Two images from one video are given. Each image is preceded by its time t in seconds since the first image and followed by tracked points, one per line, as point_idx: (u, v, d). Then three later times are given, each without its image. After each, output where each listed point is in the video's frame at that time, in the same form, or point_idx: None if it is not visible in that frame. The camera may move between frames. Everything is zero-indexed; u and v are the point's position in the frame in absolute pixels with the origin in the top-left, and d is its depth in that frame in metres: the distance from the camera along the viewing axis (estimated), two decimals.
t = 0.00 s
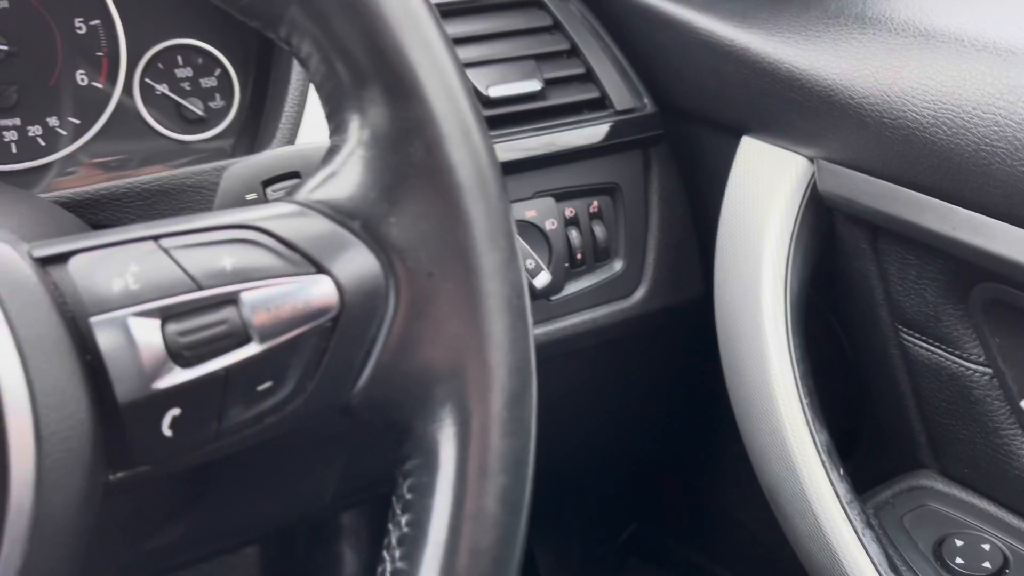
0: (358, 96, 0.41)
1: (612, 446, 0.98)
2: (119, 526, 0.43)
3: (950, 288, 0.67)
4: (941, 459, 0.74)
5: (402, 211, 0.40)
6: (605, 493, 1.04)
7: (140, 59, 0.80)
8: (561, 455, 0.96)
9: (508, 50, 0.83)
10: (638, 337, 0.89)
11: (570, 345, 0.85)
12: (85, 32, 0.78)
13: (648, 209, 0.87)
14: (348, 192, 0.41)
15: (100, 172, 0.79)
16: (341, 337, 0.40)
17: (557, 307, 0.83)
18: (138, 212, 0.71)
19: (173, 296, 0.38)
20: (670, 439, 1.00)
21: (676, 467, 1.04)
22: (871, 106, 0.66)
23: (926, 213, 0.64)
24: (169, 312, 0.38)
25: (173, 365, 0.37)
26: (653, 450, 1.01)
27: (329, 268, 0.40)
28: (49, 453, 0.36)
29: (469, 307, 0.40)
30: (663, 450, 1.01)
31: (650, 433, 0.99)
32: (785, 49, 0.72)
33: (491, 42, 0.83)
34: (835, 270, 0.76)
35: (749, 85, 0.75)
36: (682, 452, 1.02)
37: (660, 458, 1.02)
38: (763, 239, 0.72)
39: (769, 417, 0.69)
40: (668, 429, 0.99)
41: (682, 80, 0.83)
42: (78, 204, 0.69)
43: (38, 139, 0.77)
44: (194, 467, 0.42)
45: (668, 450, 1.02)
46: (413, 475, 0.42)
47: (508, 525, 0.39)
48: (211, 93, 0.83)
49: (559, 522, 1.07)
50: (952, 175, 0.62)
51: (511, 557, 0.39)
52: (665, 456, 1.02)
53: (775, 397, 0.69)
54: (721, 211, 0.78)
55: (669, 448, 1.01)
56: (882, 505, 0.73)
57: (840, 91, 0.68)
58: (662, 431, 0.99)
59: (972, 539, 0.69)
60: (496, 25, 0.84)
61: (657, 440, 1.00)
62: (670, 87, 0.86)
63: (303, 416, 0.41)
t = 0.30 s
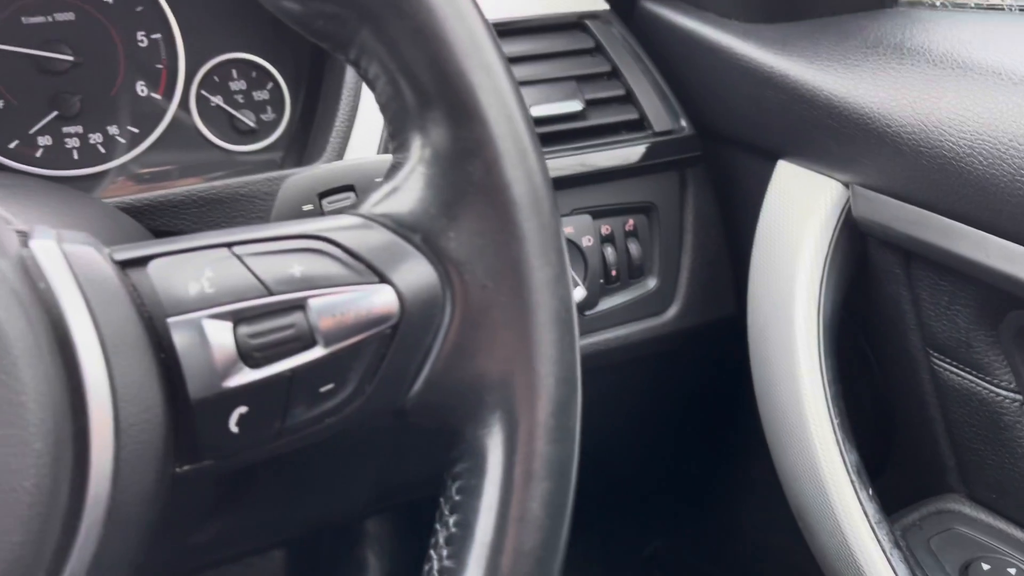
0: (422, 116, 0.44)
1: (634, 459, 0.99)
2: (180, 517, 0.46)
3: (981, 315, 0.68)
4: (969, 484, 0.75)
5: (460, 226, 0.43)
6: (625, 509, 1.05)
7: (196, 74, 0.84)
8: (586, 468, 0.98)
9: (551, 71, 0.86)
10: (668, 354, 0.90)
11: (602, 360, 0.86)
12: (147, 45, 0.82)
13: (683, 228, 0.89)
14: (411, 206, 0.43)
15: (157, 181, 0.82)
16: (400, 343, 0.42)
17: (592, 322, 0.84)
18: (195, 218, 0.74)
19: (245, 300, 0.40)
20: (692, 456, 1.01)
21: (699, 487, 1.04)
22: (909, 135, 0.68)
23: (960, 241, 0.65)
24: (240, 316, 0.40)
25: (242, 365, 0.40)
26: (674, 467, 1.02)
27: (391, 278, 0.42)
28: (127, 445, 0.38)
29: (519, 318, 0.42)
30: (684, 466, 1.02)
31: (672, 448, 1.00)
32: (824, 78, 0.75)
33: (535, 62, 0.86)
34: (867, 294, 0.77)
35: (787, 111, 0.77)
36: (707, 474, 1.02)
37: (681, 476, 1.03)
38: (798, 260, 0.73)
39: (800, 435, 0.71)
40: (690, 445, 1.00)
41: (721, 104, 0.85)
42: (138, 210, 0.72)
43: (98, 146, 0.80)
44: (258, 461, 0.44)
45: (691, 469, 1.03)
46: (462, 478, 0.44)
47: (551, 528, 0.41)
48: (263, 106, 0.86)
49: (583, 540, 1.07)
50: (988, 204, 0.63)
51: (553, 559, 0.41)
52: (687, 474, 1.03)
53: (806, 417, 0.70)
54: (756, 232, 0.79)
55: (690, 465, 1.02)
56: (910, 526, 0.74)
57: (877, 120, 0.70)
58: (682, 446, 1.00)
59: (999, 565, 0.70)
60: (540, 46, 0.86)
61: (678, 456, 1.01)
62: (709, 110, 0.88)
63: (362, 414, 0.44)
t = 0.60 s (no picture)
0: (478, 137, 0.46)
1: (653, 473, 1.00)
2: (228, 514, 0.47)
3: (1012, 341, 0.69)
4: (996, 509, 0.75)
5: (512, 241, 0.44)
6: (642, 524, 1.06)
7: (247, 88, 0.86)
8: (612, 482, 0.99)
9: (589, 92, 0.88)
10: (697, 372, 0.91)
11: (632, 376, 0.87)
12: (201, 58, 0.85)
13: (716, 248, 0.90)
14: (465, 221, 0.45)
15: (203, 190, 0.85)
16: (452, 352, 0.44)
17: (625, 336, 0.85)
18: (243, 226, 0.77)
19: (308, 307, 0.42)
20: (710, 473, 1.03)
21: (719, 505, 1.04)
22: (944, 163, 0.69)
23: (993, 268, 0.66)
24: (303, 321, 0.42)
25: (303, 368, 0.42)
26: (695, 480, 1.03)
27: (444, 289, 0.44)
28: (191, 441, 0.39)
29: (566, 331, 0.43)
30: (698, 479, 1.04)
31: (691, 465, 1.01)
32: (861, 105, 0.76)
33: (574, 83, 0.88)
34: (897, 318, 0.78)
35: (822, 135, 0.79)
36: (724, 493, 1.03)
37: (698, 492, 1.04)
38: (832, 283, 0.74)
39: (830, 455, 0.72)
40: (711, 461, 1.02)
41: (757, 128, 0.87)
42: (190, 217, 0.76)
43: (150, 155, 0.84)
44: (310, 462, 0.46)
45: (708, 486, 1.04)
46: (506, 483, 0.45)
47: (591, 534, 0.43)
48: (310, 119, 0.88)
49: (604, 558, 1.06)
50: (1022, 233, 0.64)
51: (592, 564, 0.42)
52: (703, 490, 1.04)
53: (836, 437, 0.72)
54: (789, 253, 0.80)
55: (706, 480, 1.03)
56: (938, 548, 0.75)
57: (913, 147, 0.71)
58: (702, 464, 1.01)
59: None
60: (580, 67, 0.88)
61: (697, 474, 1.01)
62: (744, 133, 0.89)
63: (411, 419, 0.45)
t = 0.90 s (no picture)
0: (523, 153, 0.47)
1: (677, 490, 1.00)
2: (267, 514, 0.49)
3: None
4: None
5: (555, 254, 0.46)
6: (664, 542, 1.06)
7: (288, 101, 0.89)
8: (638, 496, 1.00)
9: (623, 111, 0.89)
10: (725, 389, 0.91)
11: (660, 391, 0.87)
12: (245, 70, 0.87)
13: (746, 267, 0.91)
14: (509, 233, 0.47)
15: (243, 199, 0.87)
16: (494, 360, 0.45)
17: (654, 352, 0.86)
18: (281, 234, 0.79)
19: (357, 313, 0.44)
20: (736, 493, 1.03)
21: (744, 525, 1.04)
22: (978, 187, 0.70)
23: None
24: (352, 327, 0.43)
25: (350, 371, 0.43)
26: (722, 498, 1.04)
27: (488, 298, 0.45)
28: (242, 442, 0.41)
29: (605, 342, 0.44)
30: (725, 498, 1.04)
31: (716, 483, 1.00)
32: (894, 128, 0.77)
33: (608, 101, 0.89)
34: (928, 341, 0.78)
35: (855, 157, 0.79)
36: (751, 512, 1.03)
37: (725, 511, 1.04)
38: (862, 304, 0.75)
39: (858, 475, 0.72)
40: (738, 478, 1.02)
41: (789, 148, 0.88)
42: (232, 226, 0.78)
43: (194, 163, 0.86)
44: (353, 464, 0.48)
45: (735, 506, 1.04)
46: (543, 490, 0.46)
47: (626, 542, 0.43)
48: (349, 131, 0.90)
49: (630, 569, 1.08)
50: None
51: (626, 572, 0.43)
52: (729, 509, 1.04)
53: (865, 457, 0.72)
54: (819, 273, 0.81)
55: (733, 499, 1.03)
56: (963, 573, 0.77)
57: (947, 171, 0.72)
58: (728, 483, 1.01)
59: None
60: (615, 86, 0.90)
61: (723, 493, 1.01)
62: (777, 153, 0.90)
63: (452, 424, 0.47)
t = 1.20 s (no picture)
0: (558, 168, 0.48)
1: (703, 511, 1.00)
2: (299, 522, 0.49)
3: None
4: None
5: (589, 267, 0.46)
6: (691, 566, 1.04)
7: (323, 115, 0.90)
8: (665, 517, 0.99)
9: (653, 128, 0.90)
10: (752, 408, 0.91)
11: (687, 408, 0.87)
12: (281, 85, 0.88)
13: (774, 284, 0.90)
14: (543, 246, 0.47)
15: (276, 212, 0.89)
16: (528, 372, 0.46)
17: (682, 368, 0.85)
18: (313, 244, 0.80)
19: (393, 322, 0.44)
20: (765, 516, 1.01)
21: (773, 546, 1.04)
22: (1011, 207, 0.69)
23: None
24: (388, 336, 0.44)
25: (385, 380, 0.44)
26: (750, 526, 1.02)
27: (522, 310, 0.46)
28: (279, 447, 0.42)
29: (637, 355, 0.45)
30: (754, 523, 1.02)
31: (741, 504, 1.00)
32: (926, 148, 0.77)
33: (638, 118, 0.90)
34: (958, 361, 0.78)
35: (886, 176, 0.79)
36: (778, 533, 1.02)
37: (754, 536, 1.02)
38: (893, 323, 0.75)
39: (888, 495, 0.72)
40: (767, 504, 1.00)
41: (819, 167, 0.88)
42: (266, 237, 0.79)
43: (229, 175, 0.87)
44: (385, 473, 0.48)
45: (764, 530, 1.02)
46: (574, 502, 0.46)
47: (656, 556, 0.43)
48: (381, 146, 0.91)
49: None
50: None
51: None
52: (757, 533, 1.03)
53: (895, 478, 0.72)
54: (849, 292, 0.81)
55: (762, 524, 1.02)
56: None
57: (980, 191, 0.72)
58: (754, 504, 1.00)
59: None
60: (644, 103, 0.90)
61: (748, 514, 1.00)
62: (807, 172, 0.90)
63: (483, 435, 0.47)
